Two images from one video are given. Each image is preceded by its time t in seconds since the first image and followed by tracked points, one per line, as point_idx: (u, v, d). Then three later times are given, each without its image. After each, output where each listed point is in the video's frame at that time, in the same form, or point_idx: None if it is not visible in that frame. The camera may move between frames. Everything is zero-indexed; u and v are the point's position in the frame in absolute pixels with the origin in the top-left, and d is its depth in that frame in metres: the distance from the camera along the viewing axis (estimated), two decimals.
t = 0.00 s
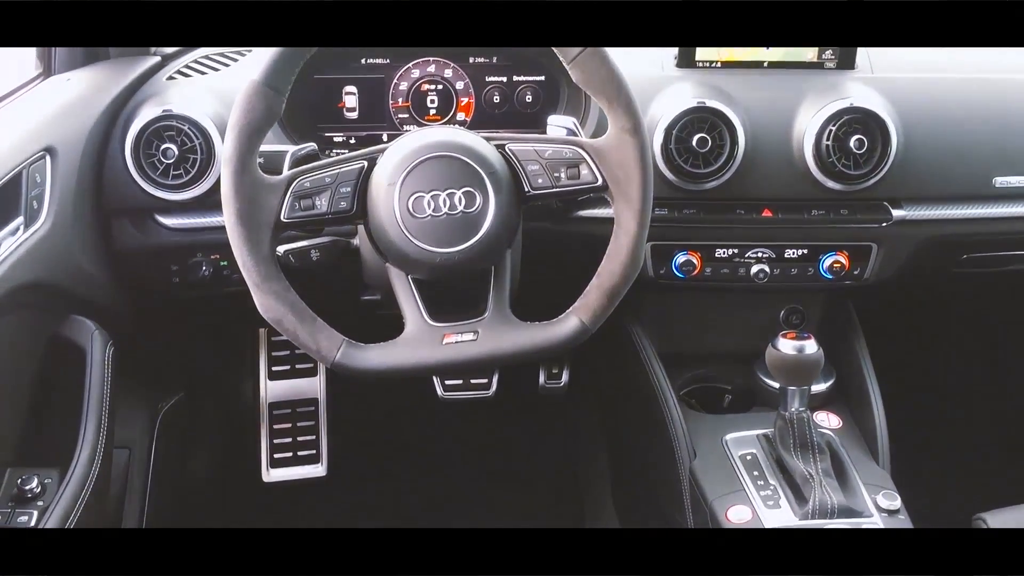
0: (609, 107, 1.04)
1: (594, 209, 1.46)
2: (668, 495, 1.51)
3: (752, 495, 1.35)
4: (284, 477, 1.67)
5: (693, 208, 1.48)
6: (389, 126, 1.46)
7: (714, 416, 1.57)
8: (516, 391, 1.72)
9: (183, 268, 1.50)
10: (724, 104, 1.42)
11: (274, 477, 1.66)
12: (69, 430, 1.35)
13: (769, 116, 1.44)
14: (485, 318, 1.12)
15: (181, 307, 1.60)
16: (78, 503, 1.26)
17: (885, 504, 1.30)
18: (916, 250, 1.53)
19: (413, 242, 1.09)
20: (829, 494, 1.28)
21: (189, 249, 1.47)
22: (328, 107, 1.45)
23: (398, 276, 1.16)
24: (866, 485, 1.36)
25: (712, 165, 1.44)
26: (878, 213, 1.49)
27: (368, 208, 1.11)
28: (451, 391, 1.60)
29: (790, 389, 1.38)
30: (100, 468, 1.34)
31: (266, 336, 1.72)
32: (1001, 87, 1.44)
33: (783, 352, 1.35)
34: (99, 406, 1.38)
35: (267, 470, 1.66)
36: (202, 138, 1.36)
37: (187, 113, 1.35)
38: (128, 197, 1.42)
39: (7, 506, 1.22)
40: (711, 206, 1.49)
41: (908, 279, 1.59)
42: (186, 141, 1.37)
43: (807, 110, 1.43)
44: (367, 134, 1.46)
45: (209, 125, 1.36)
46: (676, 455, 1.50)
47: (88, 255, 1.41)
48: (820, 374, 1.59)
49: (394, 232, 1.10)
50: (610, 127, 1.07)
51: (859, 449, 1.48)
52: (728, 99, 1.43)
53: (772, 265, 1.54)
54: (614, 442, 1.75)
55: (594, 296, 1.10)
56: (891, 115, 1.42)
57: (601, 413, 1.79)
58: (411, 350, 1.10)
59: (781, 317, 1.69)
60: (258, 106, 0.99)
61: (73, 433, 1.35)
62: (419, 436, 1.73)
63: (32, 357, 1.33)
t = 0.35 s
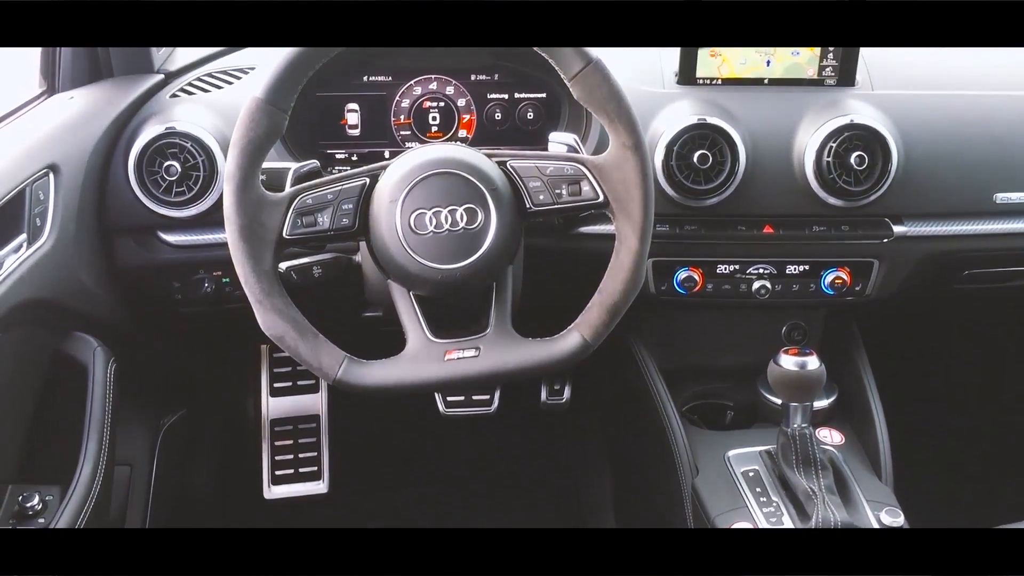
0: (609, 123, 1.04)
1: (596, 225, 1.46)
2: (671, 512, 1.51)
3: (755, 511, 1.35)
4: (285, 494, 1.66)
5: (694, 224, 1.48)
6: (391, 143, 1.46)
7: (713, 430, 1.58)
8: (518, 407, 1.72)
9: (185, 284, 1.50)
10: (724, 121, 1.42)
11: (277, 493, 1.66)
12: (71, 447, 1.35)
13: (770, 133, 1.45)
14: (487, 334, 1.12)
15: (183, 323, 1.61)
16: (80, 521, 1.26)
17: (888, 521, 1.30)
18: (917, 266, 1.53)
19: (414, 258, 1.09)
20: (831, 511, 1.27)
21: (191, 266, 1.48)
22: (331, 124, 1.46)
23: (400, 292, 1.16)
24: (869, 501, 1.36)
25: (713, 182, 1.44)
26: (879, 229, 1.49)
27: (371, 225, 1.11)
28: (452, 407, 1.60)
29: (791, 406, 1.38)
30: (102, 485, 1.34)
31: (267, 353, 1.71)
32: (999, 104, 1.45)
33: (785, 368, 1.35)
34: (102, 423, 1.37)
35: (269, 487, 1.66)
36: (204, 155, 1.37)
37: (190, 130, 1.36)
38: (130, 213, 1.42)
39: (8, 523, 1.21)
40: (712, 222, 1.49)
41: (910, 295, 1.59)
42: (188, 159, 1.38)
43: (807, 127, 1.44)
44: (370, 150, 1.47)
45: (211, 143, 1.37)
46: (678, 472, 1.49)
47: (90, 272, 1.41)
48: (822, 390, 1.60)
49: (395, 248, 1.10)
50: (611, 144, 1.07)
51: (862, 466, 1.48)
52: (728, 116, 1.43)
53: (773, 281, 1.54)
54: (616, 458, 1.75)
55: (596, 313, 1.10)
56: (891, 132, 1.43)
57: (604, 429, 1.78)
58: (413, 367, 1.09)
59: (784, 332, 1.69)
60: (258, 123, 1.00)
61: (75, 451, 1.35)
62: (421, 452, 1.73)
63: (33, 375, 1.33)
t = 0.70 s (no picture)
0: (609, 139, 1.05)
1: (597, 240, 1.46)
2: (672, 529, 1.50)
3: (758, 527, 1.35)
4: (285, 511, 1.63)
5: (694, 240, 1.49)
6: (392, 159, 1.47)
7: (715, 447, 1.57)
8: (519, 423, 1.71)
9: (187, 300, 1.50)
10: (724, 137, 1.43)
11: (278, 509, 1.63)
12: (72, 464, 1.35)
13: (770, 149, 1.45)
14: (488, 349, 1.12)
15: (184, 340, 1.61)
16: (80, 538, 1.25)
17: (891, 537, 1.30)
18: (918, 282, 1.54)
19: (415, 274, 1.09)
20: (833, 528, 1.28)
21: (193, 282, 1.48)
22: (332, 141, 1.46)
23: (401, 308, 1.16)
24: (872, 517, 1.36)
25: (713, 198, 1.44)
26: (880, 244, 1.49)
27: (372, 241, 1.11)
28: (453, 423, 1.59)
29: (794, 422, 1.38)
30: (102, 501, 1.33)
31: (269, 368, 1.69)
32: (997, 119, 1.45)
33: (787, 385, 1.34)
34: (102, 439, 1.37)
35: (270, 504, 1.63)
36: (206, 171, 1.38)
37: (192, 147, 1.37)
38: (133, 230, 1.43)
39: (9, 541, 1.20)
40: (712, 238, 1.49)
41: (911, 310, 1.59)
42: (190, 175, 1.38)
43: (807, 143, 1.44)
44: (371, 166, 1.47)
45: (214, 160, 1.38)
46: (680, 488, 1.49)
47: (92, 288, 1.42)
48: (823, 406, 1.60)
49: (397, 264, 1.10)
50: (611, 159, 1.07)
51: (864, 483, 1.48)
52: (728, 133, 1.44)
53: (774, 296, 1.54)
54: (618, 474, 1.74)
55: (597, 328, 1.10)
56: (891, 148, 1.43)
57: (604, 445, 1.78)
58: (414, 383, 1.09)
59: (784, 348, 1.70)
60: (260, 140, 1.00)
61: (76, 467, 1.34)
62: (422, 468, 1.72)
63: (33, 391, 1.33)
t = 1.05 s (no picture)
0: (609, 152, 1.05)
1: (596, 255, 1.47)
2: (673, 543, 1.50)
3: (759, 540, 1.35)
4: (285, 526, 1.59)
5: (694, 254, 1.49)
6: (392, 173, 1.48)
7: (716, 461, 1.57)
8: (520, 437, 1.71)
9: (188, 315, 1.51)
10: (724, 152, 1.43)
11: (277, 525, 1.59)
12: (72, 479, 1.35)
13: (770, 163, 1.46)
14: (488, 364, 1.12)
15: (185, 354, 1.61)
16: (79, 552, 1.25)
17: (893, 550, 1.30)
18: (918, 296, 1.54)
19: (416, 288, 1.09)
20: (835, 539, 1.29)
21: (193, 296, 1.48)
22: (332, 155, 1.47)
23: (402, 323, 1.16)
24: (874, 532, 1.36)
25: (713, 212, 1.44)
26: (879, 258, 1.49)
27: (372, 256, 1.12)
28: (454, 437, 1.60)
29: (795, 436, 1.37)
30: (101, 516, 1.33)
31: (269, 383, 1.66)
32: (994, 134, 1.46)
33: (788, 399, 1.34)
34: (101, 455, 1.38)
35: (270, 519, 1.59)
36: (207, 186, 1.38)
37: (193, 162, 1.38)
38: (134, 245, 1.43)
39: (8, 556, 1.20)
40: (712, 252, 1.49)
41: (911, 324, 1.59)
42: (191, 191, 1.39)
43: (807, 157, 1.45)
44: (372, 181, 1.48)
45: (215, 175, 1.38)
46: (680, 503, 1.49)
47: (93, 303, 1.42)
48: (823, 420, 1.61)
49: (397, 278, 1.10)
50: (612, 174, 1.07)
51: (865, 497, 1.47)
52: (728, 147, 1.44)
53: (774, 310, 1.54)
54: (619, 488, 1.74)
55: (598, 341, 1.10)
56: (891, 162, 1.44)
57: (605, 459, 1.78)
58: (415, 397, 1.09)
59: (785, 362, 1.69)
60: (262, 154, 1.01)
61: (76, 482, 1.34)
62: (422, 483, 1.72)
63: (33, 406, 1.33)
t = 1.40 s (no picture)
0: (609, 167, 1.05)
1: (597, 270, 1.47)
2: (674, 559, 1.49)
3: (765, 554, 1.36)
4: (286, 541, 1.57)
5: (694, 269, 1.49)
6: (393, 189, 1.48)
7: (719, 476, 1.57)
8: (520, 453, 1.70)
9: (188, 331, 1.51)
10: (724, 168, 1.44)
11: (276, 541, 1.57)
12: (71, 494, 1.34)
13: (769, 178, 1.46)
14: (488, 380, 1.12)
15: (185, 370, 1.61)
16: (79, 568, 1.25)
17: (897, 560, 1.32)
18: (918, 311, 1.54)
19: (416, 304, 1.09)
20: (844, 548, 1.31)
21: (193, 312, 1.48)
22: (333, 171, 1.47)
23: (402, 339, 1.16)
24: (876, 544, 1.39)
25: (713, 227, 1.44)
26: (880, 272, 1.49)
27: (372, 272, 1.12)
28: (455, 453, 1.60)
29: (796, 452, 1.38)
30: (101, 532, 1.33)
31: (269, 399, 1.66)
32: (993, 150, 1.47)
33: (788, 414, 1.34)
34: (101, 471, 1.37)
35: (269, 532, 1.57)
36: (208, 201, 1.39)
37: (193, 178, 1.38)
38: (135, 261, 1.43)
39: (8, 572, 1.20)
40: (713, 267, 1.49)
41: (912, 340, 1.58)
42: (191, 207, 1.39)
43: (806, 172, 1.45)
44: (373, 198, 1.48)
45: (215, 191, 1.39)
46: (680, 517, 1.48)
47: (93, 319, 1.42)
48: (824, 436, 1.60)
49: (398, 294, 1.10)
50: (612, 190, 1.08)
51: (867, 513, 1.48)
52: (727, 162, 1.45)
53: (774, 326, 1.54)
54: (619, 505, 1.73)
55: (598, 357, 1.10)
56: (890, 178, 1.44)
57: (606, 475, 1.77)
58: (415, 413, 1.09)
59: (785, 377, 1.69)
60: (262, 171, 1.01)
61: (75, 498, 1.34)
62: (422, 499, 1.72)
63: (33, 422, 1.33)
